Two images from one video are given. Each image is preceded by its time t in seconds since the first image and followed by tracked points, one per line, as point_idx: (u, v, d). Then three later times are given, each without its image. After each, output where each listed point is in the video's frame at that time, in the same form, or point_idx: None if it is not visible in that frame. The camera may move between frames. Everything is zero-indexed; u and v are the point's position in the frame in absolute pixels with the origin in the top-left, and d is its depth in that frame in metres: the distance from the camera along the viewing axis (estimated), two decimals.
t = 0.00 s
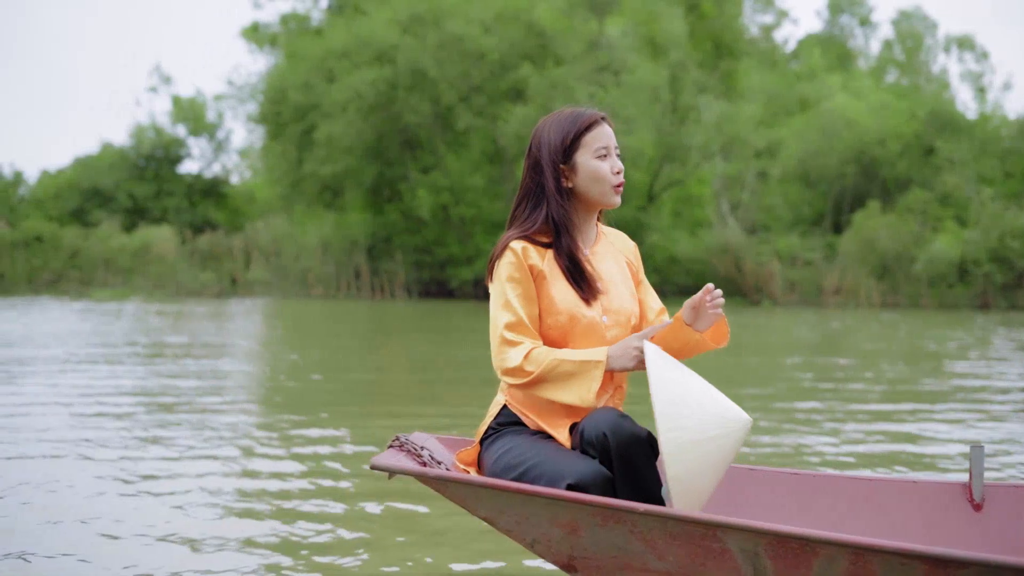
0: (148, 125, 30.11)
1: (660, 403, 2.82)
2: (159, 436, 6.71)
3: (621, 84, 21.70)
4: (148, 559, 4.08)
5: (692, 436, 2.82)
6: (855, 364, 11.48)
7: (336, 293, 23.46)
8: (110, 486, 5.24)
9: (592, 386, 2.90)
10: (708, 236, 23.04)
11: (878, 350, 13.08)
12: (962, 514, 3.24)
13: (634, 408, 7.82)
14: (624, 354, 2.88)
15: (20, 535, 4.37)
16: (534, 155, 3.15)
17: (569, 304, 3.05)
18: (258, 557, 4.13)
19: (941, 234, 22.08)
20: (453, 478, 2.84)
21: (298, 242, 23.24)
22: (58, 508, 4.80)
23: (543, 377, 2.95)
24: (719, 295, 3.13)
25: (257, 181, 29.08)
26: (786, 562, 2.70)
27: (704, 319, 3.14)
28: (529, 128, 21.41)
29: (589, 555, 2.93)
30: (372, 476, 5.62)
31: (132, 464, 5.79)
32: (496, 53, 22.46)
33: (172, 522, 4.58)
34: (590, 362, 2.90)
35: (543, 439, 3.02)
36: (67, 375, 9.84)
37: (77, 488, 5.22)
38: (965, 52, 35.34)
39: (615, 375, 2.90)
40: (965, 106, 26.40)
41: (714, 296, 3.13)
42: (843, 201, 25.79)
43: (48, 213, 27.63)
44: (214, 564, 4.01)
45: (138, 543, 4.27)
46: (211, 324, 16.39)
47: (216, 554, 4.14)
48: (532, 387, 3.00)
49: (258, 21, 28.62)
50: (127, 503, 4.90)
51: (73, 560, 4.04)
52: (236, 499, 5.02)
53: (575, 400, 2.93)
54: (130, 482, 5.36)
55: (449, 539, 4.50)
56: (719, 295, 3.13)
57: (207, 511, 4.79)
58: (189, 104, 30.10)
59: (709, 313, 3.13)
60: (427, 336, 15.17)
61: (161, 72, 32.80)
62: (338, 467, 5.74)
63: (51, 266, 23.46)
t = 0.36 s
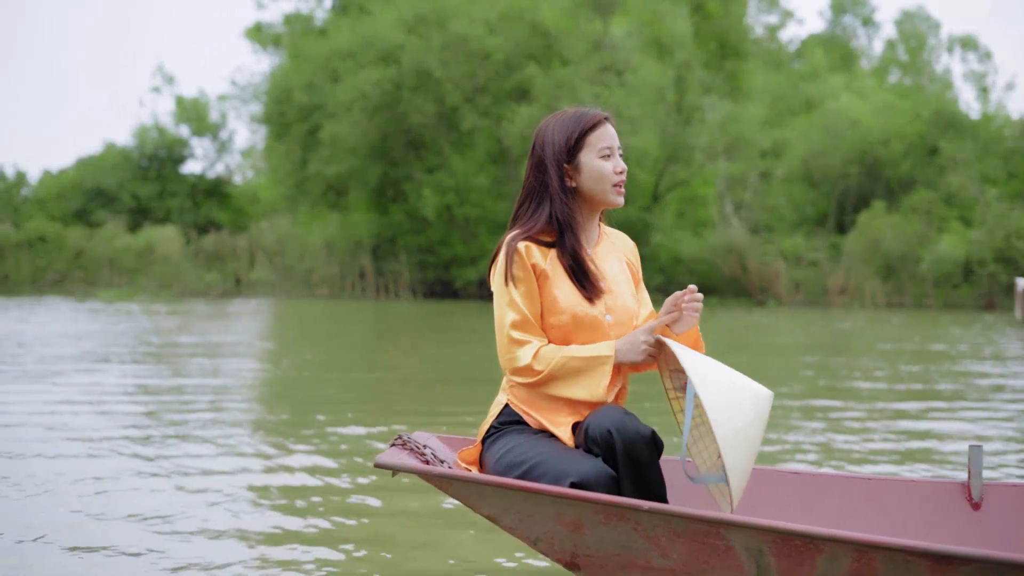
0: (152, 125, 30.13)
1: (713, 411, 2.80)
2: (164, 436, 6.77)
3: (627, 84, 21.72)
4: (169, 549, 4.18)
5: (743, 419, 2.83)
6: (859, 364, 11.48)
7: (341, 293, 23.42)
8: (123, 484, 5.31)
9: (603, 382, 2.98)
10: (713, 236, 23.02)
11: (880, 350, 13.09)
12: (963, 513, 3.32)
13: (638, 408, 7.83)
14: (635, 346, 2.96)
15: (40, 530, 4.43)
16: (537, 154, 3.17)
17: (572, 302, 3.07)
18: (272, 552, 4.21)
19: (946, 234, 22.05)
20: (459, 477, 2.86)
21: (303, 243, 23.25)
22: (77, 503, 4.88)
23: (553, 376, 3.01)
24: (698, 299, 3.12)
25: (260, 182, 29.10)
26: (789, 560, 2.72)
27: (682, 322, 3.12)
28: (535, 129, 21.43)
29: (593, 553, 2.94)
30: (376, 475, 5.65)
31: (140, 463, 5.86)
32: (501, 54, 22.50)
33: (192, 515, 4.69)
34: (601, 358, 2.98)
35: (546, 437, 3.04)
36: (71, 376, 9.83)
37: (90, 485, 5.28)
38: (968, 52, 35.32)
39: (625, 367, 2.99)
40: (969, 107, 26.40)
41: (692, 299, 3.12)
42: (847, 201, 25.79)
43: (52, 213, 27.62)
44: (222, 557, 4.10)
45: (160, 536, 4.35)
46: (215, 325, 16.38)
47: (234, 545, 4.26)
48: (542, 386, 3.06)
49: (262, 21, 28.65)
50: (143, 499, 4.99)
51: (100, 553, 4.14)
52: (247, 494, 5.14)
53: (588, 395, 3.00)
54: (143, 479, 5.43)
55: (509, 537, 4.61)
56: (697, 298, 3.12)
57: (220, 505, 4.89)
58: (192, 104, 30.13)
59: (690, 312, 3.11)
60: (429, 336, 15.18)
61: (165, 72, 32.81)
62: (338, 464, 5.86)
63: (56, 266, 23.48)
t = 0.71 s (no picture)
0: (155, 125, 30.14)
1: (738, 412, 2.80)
2: (172, 434, 6.87)
3: (632, 84, 21.74)
4: (217, 543, 4.36)
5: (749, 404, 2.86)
6: (864, 364, 11.48)
7: (347, 294, 23.34)
8: (143, 482, 5.42)
9: (595, 384, 2.99)
10: (719, 237, 23.01)
11: (884, 350, 13.09)
12: (962, 512, 3.40)
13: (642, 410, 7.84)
14: (628, 348, 2.96)
15: (79, 526, 4.55)
16: (542, 153, 3.18)
17: (573, 302, 3.09)
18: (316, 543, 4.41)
19: (951, 235, 22.02)
20: (460, 474, 2.86)
21: (309, 243, 23.25)
22: (111, 500, 5.02)
23: (546, 375, 3.03)
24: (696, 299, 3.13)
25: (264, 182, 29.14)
26: (791, 558, 2.74)
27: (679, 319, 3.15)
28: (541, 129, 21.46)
29: (595, 550, 2.95)
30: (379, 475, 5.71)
31: (155, 461, 5.97)
32: (507, 54, 22.52)
33: (218, 512, 4.82)
34: (593, 359, 2.99)
35: (545, 436, 3.05)
36: (75, 377, 9.81)
37: (112, 483, 5.38)
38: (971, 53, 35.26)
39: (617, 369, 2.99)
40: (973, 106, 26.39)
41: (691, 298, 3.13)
42: (852, 201, 25.78)
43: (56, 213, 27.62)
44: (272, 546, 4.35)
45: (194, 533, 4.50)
46: (218, 325, 16.35)
47: (269, 541, 4.41)
48: (537, 385, 3.07)
49: (266, 21, 28.68)
50: (170, 496, 5.12)
51: (137, 548, 4.27)
52: (266, 490, 5.30)
53: (581, 397, 3.02)
54: (160, 477, 5.54)
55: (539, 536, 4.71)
56: (696, 298, 3.13)
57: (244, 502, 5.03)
58: (196, 104, 30.17)
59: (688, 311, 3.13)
60: (432, 336, 15.19)
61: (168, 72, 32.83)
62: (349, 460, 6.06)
63: (61, 266, 23.39)
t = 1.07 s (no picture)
0: (159, 125, 30.18)
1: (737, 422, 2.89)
2: (176, 432, 6.95)
3: (637, 84, 21.76)
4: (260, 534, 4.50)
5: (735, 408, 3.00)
6: (865, 364, 11.49)
7: (351, 293, 23.28)
8: (152, 479, 5.50)
9: (590, 384, 3.00)
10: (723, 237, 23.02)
11: (885, 350, 13.10)
12: (959, 512, 3.50)
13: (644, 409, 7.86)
14: (623, 351, 2.97)
15: (119, 519, 4.70)
16: (548, 152, 3.20)
17: (574, 301, 3.11)
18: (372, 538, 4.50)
19: (956, 235, 21.95)
20: (462, 472, 2.87)
21: (313, 243, 23.25)
22: (148, 494, 5.17)
23: (542, 373, 3.05)
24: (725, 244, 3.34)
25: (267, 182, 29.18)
26: (792, 556, 2.78)
27: (711, 269, 3.37)
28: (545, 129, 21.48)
29: (595, 549, 2.96)
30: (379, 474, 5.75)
31: (161, 457, 6.07)
32: (512, 54, 22.55)
33: (230, 506, 4.93)
34: (590, 360, 3.00)
35: (545, 435, 3.07)
36: (80, 377, 9.84)
37: (120, 481, 5.47)
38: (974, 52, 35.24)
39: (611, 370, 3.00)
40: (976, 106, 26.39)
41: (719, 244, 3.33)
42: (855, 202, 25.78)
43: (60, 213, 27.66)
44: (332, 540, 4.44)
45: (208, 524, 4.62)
46: (220, 325, 16.36)
47: (290, 530, 4.57)
48: (534, 383, 3.08)
49: (269, 21, 28.71)
50: (182, 491, 5.23)
51: (182, 539, 4.41)
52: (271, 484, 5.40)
53: (575, 396, 3.03)
54: (167, 473, 5.64)
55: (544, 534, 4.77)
56: (726, 244, 3.34)
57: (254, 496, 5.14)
58: (199, 104, 30.22)
59: (718, 260, 3.34)
60: (434, 336, 15.22)
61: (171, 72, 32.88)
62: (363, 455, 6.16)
63: (66, 266, 23.43)
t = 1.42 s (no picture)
0: (163, 126, 30.22)
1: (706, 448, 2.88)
2: (189, 430, 7.08)
3: (642, 84, 21.75)
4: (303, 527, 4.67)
5: (721, 439, 2.92)
6: (869, 364, 11.47)
7: (357, 294, 23.24)
8: (173, 478, 5.60)
9: (585, 386, 3.00)
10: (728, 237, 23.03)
11: (889, 350, 13.09)
12: (956, 512, 3.50)
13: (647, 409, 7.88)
14: (616, 355, 2.95)
15: (146, 517, 4.80)
16: (557, 154, 3.20)
17: (577, 303, 3.11)
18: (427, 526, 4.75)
19: (962, 234, 21.86)
20: (463, 472, 2.87)
21: (319, 243, 23.24)
22: (174, 493, 5.27)
23: (536, 373, 3.05)
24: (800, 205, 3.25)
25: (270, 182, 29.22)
26: (795, 554, 2.78)
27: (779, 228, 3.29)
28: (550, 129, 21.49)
29: (597, 549, 2.96)
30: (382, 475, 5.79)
31: (177, 455, 6.20)
32: (517, 54, 22.55)
33: (255, 505, 5.04)
34: (584, 363, 3.00)
35: (546, 435, 3.08)
36: (84, 378, 9.86)
37: (137, 479, 5.58)
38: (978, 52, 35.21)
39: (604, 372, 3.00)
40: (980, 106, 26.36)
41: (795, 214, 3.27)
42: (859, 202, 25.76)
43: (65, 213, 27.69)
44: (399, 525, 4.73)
45: (232, 520, 4.76)
46: (223, 326, 16.37)
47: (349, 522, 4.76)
48: (530, 383, 3.08)
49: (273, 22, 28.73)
50: (205, 488, 5.37)
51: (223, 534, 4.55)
52: (285, 483, 5.51)
53: (572, 398, 3.03)
54: (184, 470, 5.77)
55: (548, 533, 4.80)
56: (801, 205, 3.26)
57: (272, 495, 5.26)
58: (203, 104, 30.27)
59: (791, 223, 3.27)
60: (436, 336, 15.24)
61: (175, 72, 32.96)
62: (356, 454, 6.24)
63: (71, 266, 23.47)
